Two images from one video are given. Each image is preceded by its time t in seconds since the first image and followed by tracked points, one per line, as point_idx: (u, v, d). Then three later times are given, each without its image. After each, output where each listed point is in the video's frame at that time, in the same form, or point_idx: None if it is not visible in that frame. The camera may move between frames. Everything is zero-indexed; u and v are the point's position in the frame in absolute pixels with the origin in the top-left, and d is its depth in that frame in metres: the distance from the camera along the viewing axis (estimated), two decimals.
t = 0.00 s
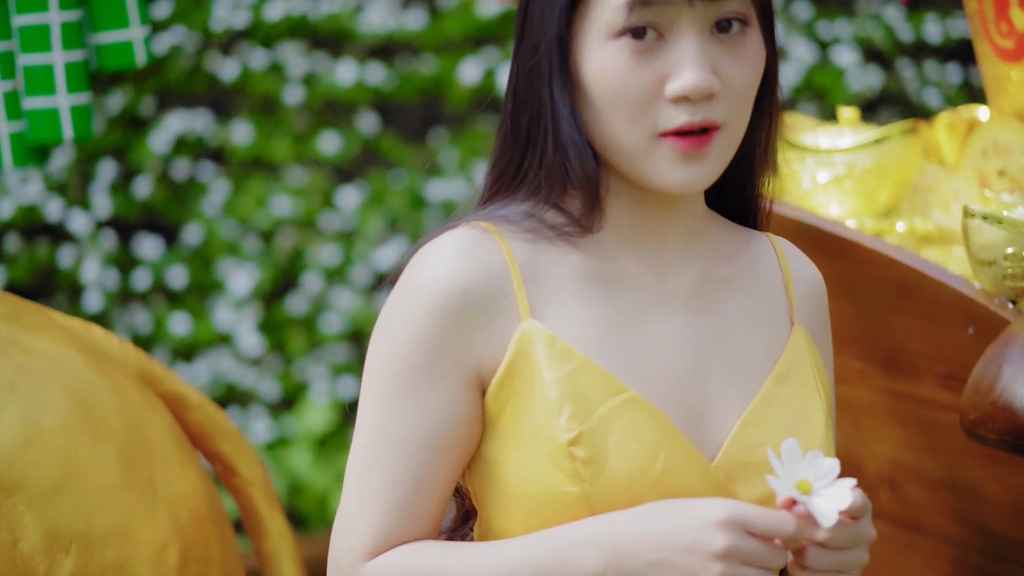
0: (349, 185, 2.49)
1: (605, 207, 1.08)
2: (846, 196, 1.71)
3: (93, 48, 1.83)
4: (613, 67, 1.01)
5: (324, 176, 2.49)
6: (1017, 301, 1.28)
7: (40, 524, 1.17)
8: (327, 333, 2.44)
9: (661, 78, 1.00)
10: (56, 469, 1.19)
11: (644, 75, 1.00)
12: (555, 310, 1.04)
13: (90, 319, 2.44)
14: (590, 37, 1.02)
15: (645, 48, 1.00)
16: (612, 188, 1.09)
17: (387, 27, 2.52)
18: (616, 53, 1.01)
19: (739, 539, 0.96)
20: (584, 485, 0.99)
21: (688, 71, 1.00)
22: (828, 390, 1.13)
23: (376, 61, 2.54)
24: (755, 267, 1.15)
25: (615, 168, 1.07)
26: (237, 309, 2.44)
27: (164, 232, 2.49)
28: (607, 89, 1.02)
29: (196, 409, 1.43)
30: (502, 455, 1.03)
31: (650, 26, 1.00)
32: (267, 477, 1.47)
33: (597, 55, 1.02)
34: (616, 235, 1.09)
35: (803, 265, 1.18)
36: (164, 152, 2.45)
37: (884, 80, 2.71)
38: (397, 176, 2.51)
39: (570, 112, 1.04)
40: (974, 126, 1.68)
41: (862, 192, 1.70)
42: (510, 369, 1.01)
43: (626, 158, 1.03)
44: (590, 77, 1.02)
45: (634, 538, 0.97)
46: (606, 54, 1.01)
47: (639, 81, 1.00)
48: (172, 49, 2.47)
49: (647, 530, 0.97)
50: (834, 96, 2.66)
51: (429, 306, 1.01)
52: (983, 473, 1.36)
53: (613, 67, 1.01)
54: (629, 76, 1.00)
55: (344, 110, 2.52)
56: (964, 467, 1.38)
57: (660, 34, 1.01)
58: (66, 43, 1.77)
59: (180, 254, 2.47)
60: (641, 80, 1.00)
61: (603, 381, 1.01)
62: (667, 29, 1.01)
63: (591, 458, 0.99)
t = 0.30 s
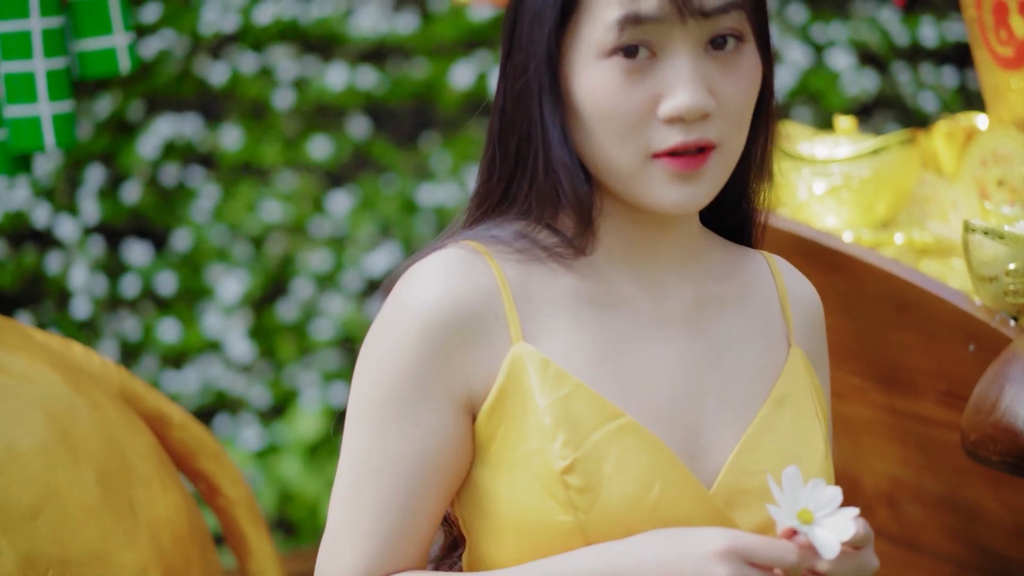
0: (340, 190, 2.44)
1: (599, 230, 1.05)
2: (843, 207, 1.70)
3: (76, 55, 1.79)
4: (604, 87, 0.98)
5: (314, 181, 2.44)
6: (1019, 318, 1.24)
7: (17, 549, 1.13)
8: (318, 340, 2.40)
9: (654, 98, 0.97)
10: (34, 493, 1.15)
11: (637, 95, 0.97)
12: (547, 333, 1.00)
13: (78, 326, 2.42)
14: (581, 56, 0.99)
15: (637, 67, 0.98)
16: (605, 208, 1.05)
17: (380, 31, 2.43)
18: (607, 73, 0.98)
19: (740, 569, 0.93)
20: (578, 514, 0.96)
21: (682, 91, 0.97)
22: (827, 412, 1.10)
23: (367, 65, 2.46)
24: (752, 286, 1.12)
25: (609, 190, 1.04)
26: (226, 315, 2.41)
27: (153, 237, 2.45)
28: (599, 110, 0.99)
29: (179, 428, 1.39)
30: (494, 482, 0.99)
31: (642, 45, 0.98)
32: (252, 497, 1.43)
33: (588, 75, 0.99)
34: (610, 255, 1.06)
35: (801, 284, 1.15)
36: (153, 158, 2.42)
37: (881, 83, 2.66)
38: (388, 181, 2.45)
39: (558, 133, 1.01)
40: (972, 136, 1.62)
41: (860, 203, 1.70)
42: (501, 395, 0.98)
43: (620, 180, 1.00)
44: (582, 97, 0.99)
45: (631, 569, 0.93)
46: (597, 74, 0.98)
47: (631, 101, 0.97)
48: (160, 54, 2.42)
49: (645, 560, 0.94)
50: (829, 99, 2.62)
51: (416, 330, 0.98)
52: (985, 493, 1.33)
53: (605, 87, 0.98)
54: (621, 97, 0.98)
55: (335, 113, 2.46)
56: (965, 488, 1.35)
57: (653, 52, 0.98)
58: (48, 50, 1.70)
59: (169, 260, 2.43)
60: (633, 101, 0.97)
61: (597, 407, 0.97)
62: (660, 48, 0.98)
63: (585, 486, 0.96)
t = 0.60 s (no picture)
0: (333, 195, 2.38)
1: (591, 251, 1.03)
2: (841, 220, 1.68)
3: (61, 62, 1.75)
4: (598, 105, 0.96)
5: (307, 187, 2.39)
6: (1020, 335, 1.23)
7: None
8: (311, 346, 2.32)
9: (649, 116, 0.95)
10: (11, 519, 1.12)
11: (631, 113, 0.95)
12: (538, 358, 0.98)
13: (67, 334, 2.32)
14: (573, 73, 0.97)
15: (631, 84, 0.95)
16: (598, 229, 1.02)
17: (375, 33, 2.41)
18: (600, 90, 0.95)
19: None
20: (572, 546, 0.93)
21: (678, 109, 0.94)
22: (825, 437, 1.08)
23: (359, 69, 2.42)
24: (749, 306, 1.10)
25: (603, 211, 1.01)
26: (218, 322, 2.32)
27: (144, 243, 2.37)
28: (593, 128, 0.96)
29: (162, 446, 1.36)
30: (484, 512, 0.96)
31: (636, 62, 0.95)
32: (238, 516, 1.40)
33: (581, 93, 0.96)
34: (603, 276, 1.03)
35: (797, 305, 1.13)
36: (143, 163, 2.35)
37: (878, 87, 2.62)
38: (381, 186, 2.41)
39: (550, 153, 0.98)
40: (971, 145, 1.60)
41: (858, 215, 1.67)
42: (492, 422, 0.95)
43: (615, 201, 0.98)
44: (574, 115, 0.97)
45: None
46: (590, 91, 0.96)
47: (626, 120, 0.95)
48: (151, 58, 2.36)
49: None
50: (826, 102, 2.56)
51: (404, 354, 0.95)
52: (986, 515, 1.30)
53: (599, 105, 0.96)
54: (615, 114, 0.95)
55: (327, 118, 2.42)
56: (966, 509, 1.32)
57: (647, 69, 0.96)
58: (32, 57, 1.66)
59: (160, 266, 2.35)
60: (628, 120, 0.95)
61: (590, 435, 0.95)
62: (654, 64, 0.96)
63: (579, 517, 0.93)
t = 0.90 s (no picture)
0: (323, 200, 2.33)
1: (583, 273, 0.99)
2: (838, 232, 1.65)
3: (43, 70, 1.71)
4: (591, 125, 0.92)
5: (298, 192, 2.33)
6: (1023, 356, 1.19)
7: None
8: (301, 353, 2.24)
9: (645, 136, 0.92)
10: None
11: (626, 133, 0.92)
12: (527, 385, 0.94)
13: (55, 342, 2.29)
14: (565, 90, 0.93)
15: (626, 103, 0.92)
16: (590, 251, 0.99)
17: (366, 38, 2.36)
18: (594, 109, 0.92)
19: None
20: None
21: (675, 128, 0.91)
22: (823, 463, 1.05)
23: (350, 74, 2.38)
24: (745, 330, 1.07)
25: (596, 234, 0.97)
26: (207, 330, 2.26)
27: (132, 248, 2.33)
28: (587, 148, 0.93)
29: (141, 465, 1.32)
30: (473, 545, 0.93)
31: (631, 80, 0.92)
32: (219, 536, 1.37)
33: (575, 111, 0.93)
34: (596, 299, 0.99)
35: (796, 328, 1.10)
36: (132, 168, 2.31)
37: (874, 92, 2.58)
38: (373, 191, 2.34)
39: (542, 175, 0.95)
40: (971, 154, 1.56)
41: (855, 227, 1.65)
42: (479, 453, 0.92)
43: (608, 223, 0.95)
44: (567, 135, 0.94)
45: None
46: (585, 109, 0.92)
47: (621, 140, 0.92)
48: (139, 62, 2.33)
49: None
50: (820, 106, 2.53)
51: (388, 381, 0.91)
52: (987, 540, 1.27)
53: (593, 124, 0.92)
54: (610, 134, 0.92)
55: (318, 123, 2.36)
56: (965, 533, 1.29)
57: (643, 86, 0.92)
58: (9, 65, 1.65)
59: (149, 272, 2.30)
60: (624, 140, 0.92)
61: (581, 466, 0.91)
62: (650, 82, 0.92)
63: (569, 552, 0.89)
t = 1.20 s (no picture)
0: (316, 204, 2.28)
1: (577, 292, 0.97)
2: (837, 242, 1.61)
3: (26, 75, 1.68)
4: (586, 138, 0.89)
5: (291, 195, 2.27)
6: None
7: None
8: (294, 359, 2.21)
9: (643, 151, 0.89)
10: None
11: (623, 147, 0.89)
12: (518, 408, 0.91)
13: (46, 347, 2.28)
14: (559, 103, 0.91)
15: (623, 117, 0.89)
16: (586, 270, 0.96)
17: (358, 39, 2.29)
18: (589, 123, 0.89)
19: None
20: None
21: (674, 143, 0.88)
22: (824, 487, 1.03)
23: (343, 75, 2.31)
24: (744, 349, 1.05)
25: (589, 249, 0.95)
26: (200, 335, 2.23)
27: (124, 252, 2.29)
28: (581, 163, 0.90)
29: (123, 483, 1.28)
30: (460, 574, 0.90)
31: (628, 93, 0.89)
32: (205, 554, 1.34)
33: (569, 124, 0.90)
34: (590, 318, 0.97)
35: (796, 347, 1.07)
36: (122, 172, 2.26)
37: (873, 95, 2.55)
38: (365, 195, 2.29)
39: (535, 189, 0.92)
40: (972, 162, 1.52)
41: (855, 237, 1.60)
42: (467, 478, 0.89)
43: (603, 240, 0.92)
44: (560, 148, 0.91)
45: None
46: (579, 123, 0.90)
47: (619, 153, 0.89)
48: (131, 64, 2.28)
49: None
50: (818, 109, 2.50)
51: (373, 404, 0.89)
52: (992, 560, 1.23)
53: (588, 138, 0.89)
54: (606, 147, 0.89)
55: (310, 123, 2.29)
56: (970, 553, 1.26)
57: (640, 100, 0.89)
58: None
59: (139, 276, 2.27)
60: (621, 153, 0.89)
61: (573, 492, 0.88)
62: (648, 96, 0.89)
63: None
